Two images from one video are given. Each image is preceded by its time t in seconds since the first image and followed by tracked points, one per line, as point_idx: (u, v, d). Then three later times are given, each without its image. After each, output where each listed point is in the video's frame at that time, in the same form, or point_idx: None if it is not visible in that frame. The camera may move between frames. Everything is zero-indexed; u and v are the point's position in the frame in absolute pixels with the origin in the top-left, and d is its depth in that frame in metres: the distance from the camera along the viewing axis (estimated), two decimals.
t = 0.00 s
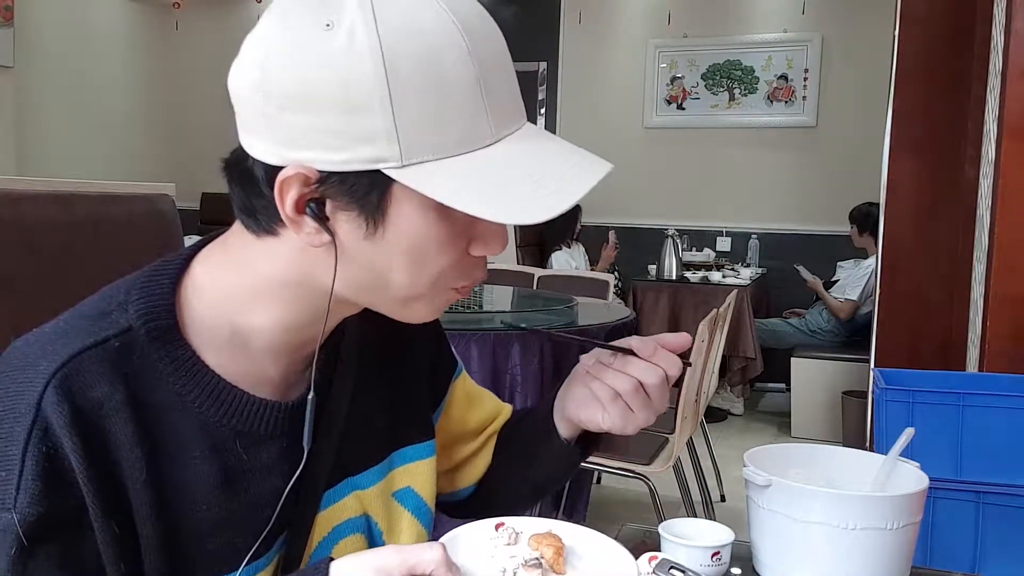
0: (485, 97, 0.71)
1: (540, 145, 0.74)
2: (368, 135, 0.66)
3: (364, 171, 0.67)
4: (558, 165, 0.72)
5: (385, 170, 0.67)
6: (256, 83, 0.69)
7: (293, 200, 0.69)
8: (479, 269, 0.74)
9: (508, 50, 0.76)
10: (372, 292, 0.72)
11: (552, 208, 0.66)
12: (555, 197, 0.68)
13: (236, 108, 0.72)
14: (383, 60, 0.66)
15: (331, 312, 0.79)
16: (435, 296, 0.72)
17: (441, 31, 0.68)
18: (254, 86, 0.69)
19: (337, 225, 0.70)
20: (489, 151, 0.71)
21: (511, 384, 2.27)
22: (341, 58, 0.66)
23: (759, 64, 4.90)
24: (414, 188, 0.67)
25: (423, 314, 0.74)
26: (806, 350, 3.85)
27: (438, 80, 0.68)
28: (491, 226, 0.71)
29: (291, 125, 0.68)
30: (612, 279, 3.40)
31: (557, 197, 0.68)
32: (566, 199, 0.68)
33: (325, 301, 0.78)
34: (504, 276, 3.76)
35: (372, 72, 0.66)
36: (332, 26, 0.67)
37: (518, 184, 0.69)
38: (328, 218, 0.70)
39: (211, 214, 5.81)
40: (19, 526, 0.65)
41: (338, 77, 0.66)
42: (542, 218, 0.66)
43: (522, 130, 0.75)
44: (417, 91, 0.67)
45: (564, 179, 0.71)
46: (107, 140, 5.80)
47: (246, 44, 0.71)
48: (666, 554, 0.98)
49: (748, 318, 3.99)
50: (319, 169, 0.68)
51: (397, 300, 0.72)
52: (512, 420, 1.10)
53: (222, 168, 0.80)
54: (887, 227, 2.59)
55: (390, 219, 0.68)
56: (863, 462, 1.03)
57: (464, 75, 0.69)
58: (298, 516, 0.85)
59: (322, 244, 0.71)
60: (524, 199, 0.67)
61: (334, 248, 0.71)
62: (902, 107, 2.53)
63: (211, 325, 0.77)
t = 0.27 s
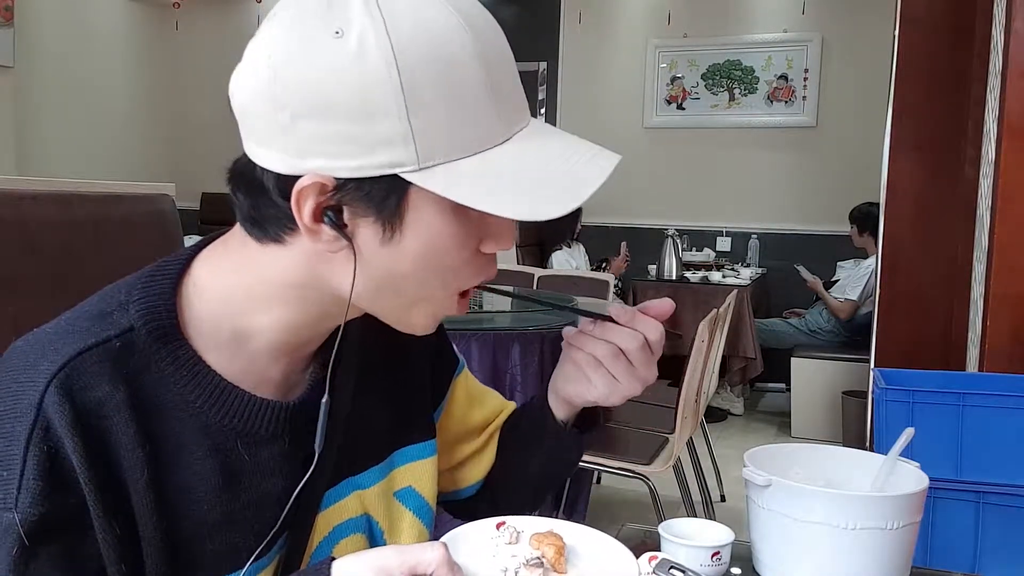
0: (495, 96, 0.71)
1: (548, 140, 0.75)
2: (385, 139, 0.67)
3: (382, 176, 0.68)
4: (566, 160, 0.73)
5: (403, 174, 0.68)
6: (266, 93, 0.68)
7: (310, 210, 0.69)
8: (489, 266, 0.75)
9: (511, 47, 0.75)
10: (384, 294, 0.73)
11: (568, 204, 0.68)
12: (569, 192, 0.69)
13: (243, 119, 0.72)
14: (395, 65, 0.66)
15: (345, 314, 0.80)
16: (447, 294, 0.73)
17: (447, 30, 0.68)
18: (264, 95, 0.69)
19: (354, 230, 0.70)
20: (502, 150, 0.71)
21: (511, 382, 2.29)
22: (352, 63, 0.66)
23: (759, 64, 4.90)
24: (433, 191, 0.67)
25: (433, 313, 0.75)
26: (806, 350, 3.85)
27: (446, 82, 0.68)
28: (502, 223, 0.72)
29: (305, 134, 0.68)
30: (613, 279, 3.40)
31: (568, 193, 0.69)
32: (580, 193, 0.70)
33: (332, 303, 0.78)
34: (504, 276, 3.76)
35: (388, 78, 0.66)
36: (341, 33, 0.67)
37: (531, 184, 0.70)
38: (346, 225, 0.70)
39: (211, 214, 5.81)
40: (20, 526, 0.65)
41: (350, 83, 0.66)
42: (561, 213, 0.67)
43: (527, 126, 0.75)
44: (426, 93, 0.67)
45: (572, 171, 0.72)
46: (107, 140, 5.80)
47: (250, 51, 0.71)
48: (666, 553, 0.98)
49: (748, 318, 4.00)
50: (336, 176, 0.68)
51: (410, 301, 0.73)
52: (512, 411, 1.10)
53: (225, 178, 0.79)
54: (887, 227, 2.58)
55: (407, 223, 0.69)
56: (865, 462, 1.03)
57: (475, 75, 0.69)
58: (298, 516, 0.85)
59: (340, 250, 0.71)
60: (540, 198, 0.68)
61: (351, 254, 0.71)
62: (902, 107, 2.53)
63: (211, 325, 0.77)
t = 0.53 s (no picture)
0: (492, 97, 0.71)
1: (545, 144, 0.75)
2: (382, 137, 0.67)
3: (374, 171, 0.67)
4: (563, 165, 0.72)
5: (395, 170, 0.67)
6: (265, 85, 0.69)
7: (300, 202, 0.69)
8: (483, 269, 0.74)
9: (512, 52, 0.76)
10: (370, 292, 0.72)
11: (561, 206, 0.68)
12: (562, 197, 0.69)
13: (242, 111, 0.72)
14: (394, 63, 0.66)
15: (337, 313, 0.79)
16: (440, 294, 0.72)
17: (446, 30, 0.69)
18: (263, 88, 0.69)
19: (344, 226, 0.70)
20: (496, 150, 0.71)
21: (511, 383, 2.28)
22: (351, 62, 0.66)
23: (759, 64, 4.90)
24: (423, 187, 0.67)
25: (426, 316, 0.74)
26: (806, 350, 3.85)
27: (444, 81, 0.68)
28: (496, 224, 0.72)
29: (302, 128, 0.68)
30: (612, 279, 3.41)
31: (563, 197, 0.69)
32: (573, 198, 0.69)
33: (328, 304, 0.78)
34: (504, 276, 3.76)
35: (384, 72, 0.66)
36: (341, 27, 0.67)
37: (527, 185, 0.69)
38: (335, 219, 0.69)
39: (211, 214, 5.81)
40: (16, 529, 0.65)
41: (348, 80, 0.66)
42: (551, 217, 0.67)
43: (524, 130, 0.75)
44: (424, 92, 0.67)
45: (567, 176, 0.72)
46: (107, 140, 5.79)
47: (248, 48, 0.71)
48: (666, 554, 0.98)
49: (748, 318, 4.00)
50: (328, 170, 0.68)
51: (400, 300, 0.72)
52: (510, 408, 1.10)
53: (224, 171, 0.79)
54: (887, 227, 2.59)
55: (397, 220, 0.68)
56: (865, 462, 1.03)
57: (473, 75, 0.69)
58: (297, 517, 0.85)
59: (330, 245, 0.70)
60: (531, 199, 0.68)
61: (340, 249, 0.70)
62: (902, 107, 2.53)
63: (211, 325, 0.77)
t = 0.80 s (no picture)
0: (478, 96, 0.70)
1: (534, 147, 0.74)
2: (358, 134, 0.66)
3: (351, 169, 0.67)
4: (548, 170, 0.71)
5: (371, 168, 0.67)
6: (250, 83, 0.70)
7: (279, 196, 0.69)
8: (470, 272, 0.73)
9: (504, 51, 0.76)
10: (353, 288, 0.72)
11: (540, 211, 0.67)
12: (541, 202, 0.68)
13: (231, 108, 0.73)
14: (373, 60, 0.66)
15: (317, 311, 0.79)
16: (427, 293, 0.72)
17: (433, 30, 0.68)
18: (248, 85, 0.70)
19: (323, 223, 0.70)
20: (478, 152, 0.70)
21: (511, 384, 2.26)
22: (334, 59, 0.66)
23: (759, 64, 4.90)
24: (399, 186, 0.66)
25: (417, 313, 0.74)
26: (806, 350, 3.85)
27: (429, 81, 0.67)
28: (482, 229, 0.70)
29: (284, 123, 0.68)
30: (612, 279, 3.41)
31: (544, 202, 0.68)
32: (554, 204, 0.68)
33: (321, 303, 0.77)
34: (504, 276, 3.76)
35: (361, 70, 0.66)
36: (321, 23, 0.68)
37: (507, 188, 0.68)
38: (314, 216, 0.70)
39: (211, 214, 5.80)
40: (9, 534, 0.65)
41: (329, 76, 0.66)
42: (524, 222, 0.65)
43: (515, 133, 0.75)
44: (407, 92, 0.67)
45: (551, 182, 0.70)
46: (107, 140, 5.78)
47: (242, 42, 0.72)
48: (666, 554, 0.98)
49: (748, 317, 3.99)
50: (306, 166, 0.68)
51: (385, 299, 0.72)
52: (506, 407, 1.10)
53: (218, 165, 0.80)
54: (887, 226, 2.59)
55: (376, 219, 0.68)
56: (866, 461, 1.03)
57: (457, 73, 0.68)
58: (299, 517, 0.85)
59: (310, 242, 0.71)
60: (509, 200, 0.67)
61: (320, 247, 0.71)
62: (902, 107, 2.53)
63: (207, 324, 0.77)
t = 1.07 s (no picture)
0: (468, 101, 0.70)
1: (525, 154, 0.73)
2: (345, 138, 0.66)
3: (339, 173, 0.67)
4: (539, 178, 0.71)
5: (357, 173, 0.67)
6: (240, 83, 0.70)
7: (268, 198, 0.69)
8: (462, 279, 0.72)
9: (498, 53, 0.75)
10: (342, 291, 0.72)
11: (526, 220, 0.66)
12: (528, 212, 0.67)
13: (223, 106, 0.73)
14: (360, 63, 0.66)
15: (304, 317, 0.78)
16: (417, 302, 0.71)
17: (422, 34, 0.68)
18: (238, 84, 0.70)
19: (313, 226, 0.70)
20: (467, 159, 0.70)
21: (511, 385, 2.25)
22: (322, 61, 0.66)
23: (759, 64, 4.90)
24: (385, 192, 0.66)
25: (409, 323, 0.72)
26: (806, 350, 3.84)
27: (417, 85, 0.67)
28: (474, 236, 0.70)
29: (272, 126, 0.68)
30: (612, 279, 3.41)
31: (532, 212, 0.67)
32: (541, 215, 0.67)
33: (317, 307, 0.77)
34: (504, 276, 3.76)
35: (347, 74, 0.66)
36: (312, 25, 0.68)
37: (495, 195, 0.68)
38: (303, 219, 0.70)
39: (211, 214, 5.80)
40: None
41: (316, 78, 0.66)
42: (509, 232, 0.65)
43: (507, 140, 0.74)
44: (395, 97, 0.67)
45: (541, 192, 0.70)
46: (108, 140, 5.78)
47: (236, 42, 0.72)
48: (666, 554, 0.98)
49: (748, 317, 3.99)
50: (293, 169, 0.68)
51: (374, 304, 0.71)
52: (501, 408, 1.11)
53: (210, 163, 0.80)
54: (887, 226, 2.58)
55: (363, 223, 0.68)
56: (864, 461, 1.03)
57: (446, 80, 0.68)
58: (294, 517, 0.86)
59: (300, 244, 0.71)
60: (495, 208, 0.67)
61: (310, 249, 0.71)
62: (903, 107, 2.53)
63: (203, 322, 0.76)
